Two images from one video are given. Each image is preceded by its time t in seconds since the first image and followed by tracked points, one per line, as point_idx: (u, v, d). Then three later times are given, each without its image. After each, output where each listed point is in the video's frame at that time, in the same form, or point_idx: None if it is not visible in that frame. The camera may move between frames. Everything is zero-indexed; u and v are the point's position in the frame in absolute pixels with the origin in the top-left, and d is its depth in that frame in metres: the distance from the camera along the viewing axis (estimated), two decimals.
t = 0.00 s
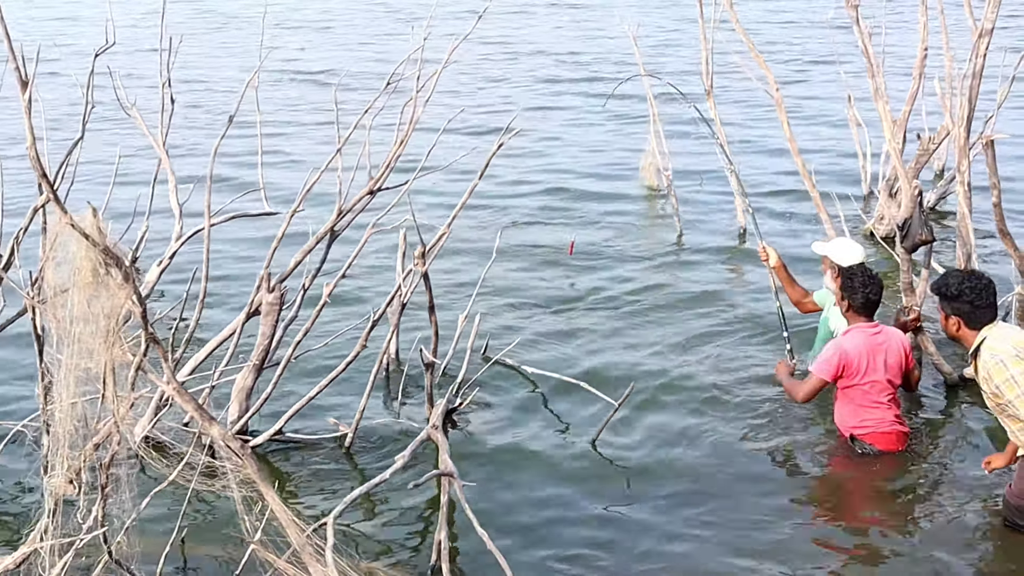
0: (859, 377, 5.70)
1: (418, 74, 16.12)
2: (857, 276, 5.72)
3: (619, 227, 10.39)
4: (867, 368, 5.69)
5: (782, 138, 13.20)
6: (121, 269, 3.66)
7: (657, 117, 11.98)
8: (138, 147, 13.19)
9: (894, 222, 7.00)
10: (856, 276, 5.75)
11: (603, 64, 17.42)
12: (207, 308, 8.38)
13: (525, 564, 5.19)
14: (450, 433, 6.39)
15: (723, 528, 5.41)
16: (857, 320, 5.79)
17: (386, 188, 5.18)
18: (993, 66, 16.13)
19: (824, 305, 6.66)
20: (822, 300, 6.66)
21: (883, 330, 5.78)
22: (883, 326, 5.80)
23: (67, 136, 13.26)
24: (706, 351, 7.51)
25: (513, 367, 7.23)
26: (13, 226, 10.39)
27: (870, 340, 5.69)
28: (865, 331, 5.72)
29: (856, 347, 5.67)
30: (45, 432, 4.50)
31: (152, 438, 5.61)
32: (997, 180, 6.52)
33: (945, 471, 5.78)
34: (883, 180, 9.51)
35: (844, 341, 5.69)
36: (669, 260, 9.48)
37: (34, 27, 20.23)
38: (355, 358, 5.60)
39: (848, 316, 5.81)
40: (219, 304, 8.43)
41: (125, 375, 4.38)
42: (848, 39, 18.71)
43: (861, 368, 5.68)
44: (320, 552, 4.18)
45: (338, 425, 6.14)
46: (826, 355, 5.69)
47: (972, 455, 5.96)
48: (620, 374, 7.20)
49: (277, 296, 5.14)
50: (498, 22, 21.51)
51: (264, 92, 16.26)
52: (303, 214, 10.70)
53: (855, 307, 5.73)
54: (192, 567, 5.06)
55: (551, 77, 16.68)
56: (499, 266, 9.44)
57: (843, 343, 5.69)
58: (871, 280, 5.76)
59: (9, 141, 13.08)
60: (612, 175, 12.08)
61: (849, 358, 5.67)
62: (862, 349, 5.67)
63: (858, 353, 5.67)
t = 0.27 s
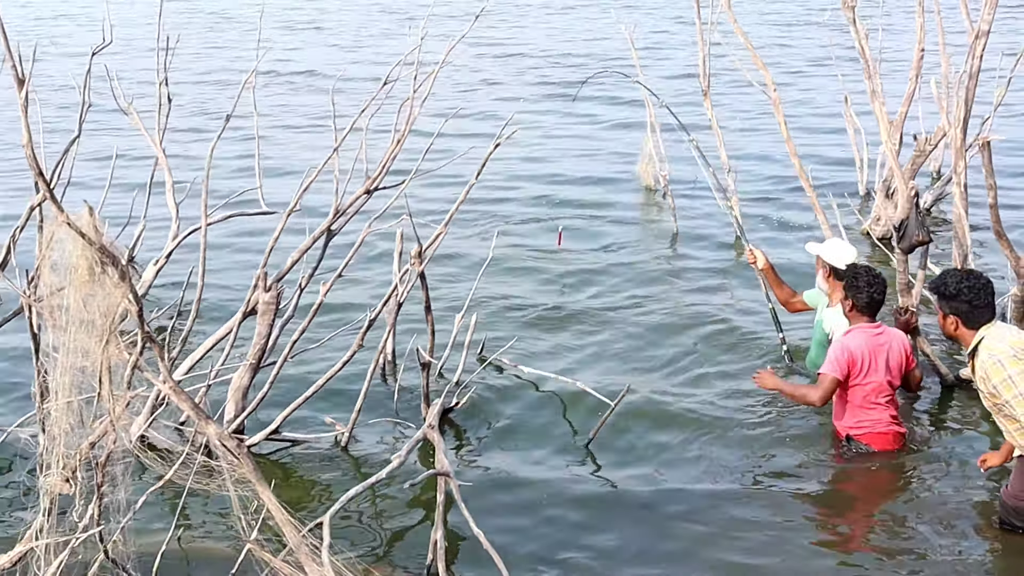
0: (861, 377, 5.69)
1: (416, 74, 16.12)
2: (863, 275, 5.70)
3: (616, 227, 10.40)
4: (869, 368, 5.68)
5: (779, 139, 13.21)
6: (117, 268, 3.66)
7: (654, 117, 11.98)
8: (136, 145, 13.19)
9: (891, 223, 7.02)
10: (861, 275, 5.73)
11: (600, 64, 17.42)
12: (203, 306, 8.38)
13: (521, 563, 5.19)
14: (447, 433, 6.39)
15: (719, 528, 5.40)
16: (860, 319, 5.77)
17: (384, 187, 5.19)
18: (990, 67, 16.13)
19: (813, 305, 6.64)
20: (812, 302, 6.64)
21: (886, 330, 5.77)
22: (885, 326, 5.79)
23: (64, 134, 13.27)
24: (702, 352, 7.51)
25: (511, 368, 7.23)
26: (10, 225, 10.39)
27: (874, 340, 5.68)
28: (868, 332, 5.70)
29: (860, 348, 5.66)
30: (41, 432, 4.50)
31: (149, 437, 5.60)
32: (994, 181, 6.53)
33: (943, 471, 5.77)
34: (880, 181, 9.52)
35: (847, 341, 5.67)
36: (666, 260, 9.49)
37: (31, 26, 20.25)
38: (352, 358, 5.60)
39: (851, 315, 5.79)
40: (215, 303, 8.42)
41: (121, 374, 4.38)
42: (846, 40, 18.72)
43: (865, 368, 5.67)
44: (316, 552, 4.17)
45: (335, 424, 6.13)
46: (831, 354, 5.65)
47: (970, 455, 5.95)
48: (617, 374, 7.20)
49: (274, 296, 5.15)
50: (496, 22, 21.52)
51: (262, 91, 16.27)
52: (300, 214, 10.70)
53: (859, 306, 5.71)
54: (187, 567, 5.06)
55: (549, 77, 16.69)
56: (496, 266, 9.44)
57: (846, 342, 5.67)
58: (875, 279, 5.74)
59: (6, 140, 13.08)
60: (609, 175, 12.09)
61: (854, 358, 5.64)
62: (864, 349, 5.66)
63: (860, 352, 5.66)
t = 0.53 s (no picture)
0: (862, 378, 5.68)
1: (416, 74, 16.13)
2: (867, 277, 5.69)
3: (616, 227, 10.40)
4: (871, 368, 5.67)
5: (779, 139, 13.21)
6: (117, 267, 3.66)
7: (654, 118, 11.97)
8: (136, 145, 13.19)
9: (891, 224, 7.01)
10: (865, 276, 5.73)
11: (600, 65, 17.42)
12: (203, 306, 8.38)
13: (520, 563, 5.19)
14: (447, 432, 6.39)
15: (719, 527, 5.41)
16: (862, 320, 5.77)
17: (384, 187, 5.19)
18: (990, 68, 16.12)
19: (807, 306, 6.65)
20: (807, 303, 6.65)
21: (887, 331, 5.77)
22: (887, 327, 5.78)
23: (63, 134, 13.26)
24: (702, 351, 7.51)
25: (511, 367, 7.23)
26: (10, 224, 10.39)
27: (876, 341, 5.68)
28: (871, 332, 5.70)
29: (861, 348, 5.66)
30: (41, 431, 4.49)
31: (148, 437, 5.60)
32: (994, 182, 6.51)
33: (945, 471, 5.78)
34: (880, 181, 9.51)
35: (850, 341, 5.67)
36: (666, 260, 9.49)
37: (32, 26, 20.24)
38: (353, 356, 5.60)
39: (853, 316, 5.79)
40: (215, 302, 8.42)
41: (121, 374, 4.38)
42: (846, 41, 18.72)
43: (866, 369, 5.66)
44: (315, 551, 4.17)
45: (334, 424, 6.14)
46: (831, 353, 5.66)
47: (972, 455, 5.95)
48: (617, 374, 7.21)
49: (274, 295, 5.16)
50: (496, 22, 21.52)
51: (262, 91, 16.27)
52: (300, 213, 10.70)
53: (863, 307, 5.71)
54: (187, 565, 5.06)
55: (549, 77, 16.69)
56: (496, 265, 9.44)
57: (848, 343, 5.66)
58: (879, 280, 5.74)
59: (7, 139, 13.08)
60: (609, 175, 12.09)
61: (855, 359, 5.64)
62: (866, 349, 5.66)
63: (862, 353, 5.65)
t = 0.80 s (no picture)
0: (858, 380, 5.68)
1: (417, 73, 16.13)
2: (864, 278, 5.66)
3: (616, 228, 10.41)
4: (868, 371, 5.67)
5: (779, 139, 13.22)
6: (117, 267, 3.65)
7: (655, 118, 11.97)
8: (136, 145, 13.20)
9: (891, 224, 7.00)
10: (863, 278, 5.69)
11: (600, 66, 17.42)
12: (203, 306, 8.39)
13: (520, 564, 5.18)
14: (446, 433, 6.39)
15: (718, 529, 5.41)
16: (861, 321, 5.75)
17: (384, 187, 5.19)
18: (991, 68, 16.12)
19: (809, 308, 6.68)
20: (807, 304, 6.66)
21: (887, 333, 5.75)
22: (887, 329, 5.76)
23: (64, 133, 13.27)
24: (702, 352, 7.50)
25: (512, 367, 7.23)
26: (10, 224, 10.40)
27: (873, 344, 5.67)
28: (870, 335, 5.69)
29: (857, 351, 5.65)
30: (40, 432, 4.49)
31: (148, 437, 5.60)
32: (994, 183, 6.50)
33: (945, 473, 5.79)
34: (880, 181, 9.51)
35: (847, 343, 5.67)
36: (666, 260, 9.49)
37: (33, 25, 20.25)
38: (352, 357, 5.60)
39: (852, 318, 5.77)
40: (216, 303, 8.42)
41: (120, 373, 4.38)
42: (846, 41, 18.72)
43: (862, 371, 5.66)
44: (315, 552, 4.17)
45: (334, 424, 6.14)
46: (826, 356, 5.66)
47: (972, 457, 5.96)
48: (617, 374, 7.21)
49: (274, 296, 5.17)
50: (497, 22, 21.53)
51: (262, 91, 16.29)
52: (300, 213, 10.71)
53: (861, 309, 5.69)
54: (186, 565, 5.06)
55: (550, 77, 16.70)
56: (496, 266, 9.45)
57: (844, 345, 5.67)
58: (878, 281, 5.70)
59: (7, 139, 13.09)
60: (609, 175, 12.10)
61: (850, 361, 5.65)
62: (863, 352, 5.65)
63: (858, 355, 5.65)
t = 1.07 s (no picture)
0: (855, 381, 5.66)
1: (415, 72, 16.12)
2: (863, 278, 5.63)
3: (615, 227, 10.41)
4: (865, 372, 5.64)
5: (778, 139, 13.21)
6: (116, 266, 3.65)
7: (654, 117, 11.96)
8: (135, 143, 13.19)
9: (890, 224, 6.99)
10: (861, 278, 5.66)
11: (599, 65, 17.40)
12: (201, 305, 8.37)
13: (518, 564, 5.17)
14: (444, 432, 6.39)
15: (718, 528, 5.40)
16: (859, 321, 5.73)
17: (383, 186, 5.18)
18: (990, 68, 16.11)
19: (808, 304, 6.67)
20: (807, 301, 6.65)
21: (885, 334, 5.72)
22: (884, 329, 5.74)
23: (62, 132, 13.24)
24: (701, 351, 7.49)
25: (511, 366, 7.22)
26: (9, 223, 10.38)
27: (870, 344, 5.64)
28: (867, 335, 5.66)
29: (854, 351, 5.63)
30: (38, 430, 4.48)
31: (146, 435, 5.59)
32: (993, 182, 6.50)
33: (944, 473, 5.78)
34: (879, 181, 9.51)
35: (844, 343, 5.65)
36: (664, 259, 9.49)
37: (31, 24, 20.22)
38: (351, 355, 5.59)
39: (850, 318, 5.74)
40: (214, 301, 8.40)
41: (119, 371, 4.37)
42: (845, 41, 18.72)
43: (859, 371, 5.64)
44: (314, 551, 4.16)
45: (332, 422, 6.13)
46: (822, 356, 5.64)
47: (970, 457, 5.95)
48: (615, 373, 7.21)
49: (273, 295, 5.15)
50: (496, 21, 21.52)
51: (261, 90, 16.28)
52: (299, 212, 10.70)
53: (858, 309, 5.66)
54: (184, 565, 5.05)
55: (548, 76, 16.70)
56: (495, 264, 9.44)
57: (841, 345, 5.64)
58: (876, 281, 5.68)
59: (5, 137, 13.08)
60: (608, 175, 12.09)
61: (847, 361, 5.62)
62: (860, 352, 5.62)
63: (856, 356, 5.62)
